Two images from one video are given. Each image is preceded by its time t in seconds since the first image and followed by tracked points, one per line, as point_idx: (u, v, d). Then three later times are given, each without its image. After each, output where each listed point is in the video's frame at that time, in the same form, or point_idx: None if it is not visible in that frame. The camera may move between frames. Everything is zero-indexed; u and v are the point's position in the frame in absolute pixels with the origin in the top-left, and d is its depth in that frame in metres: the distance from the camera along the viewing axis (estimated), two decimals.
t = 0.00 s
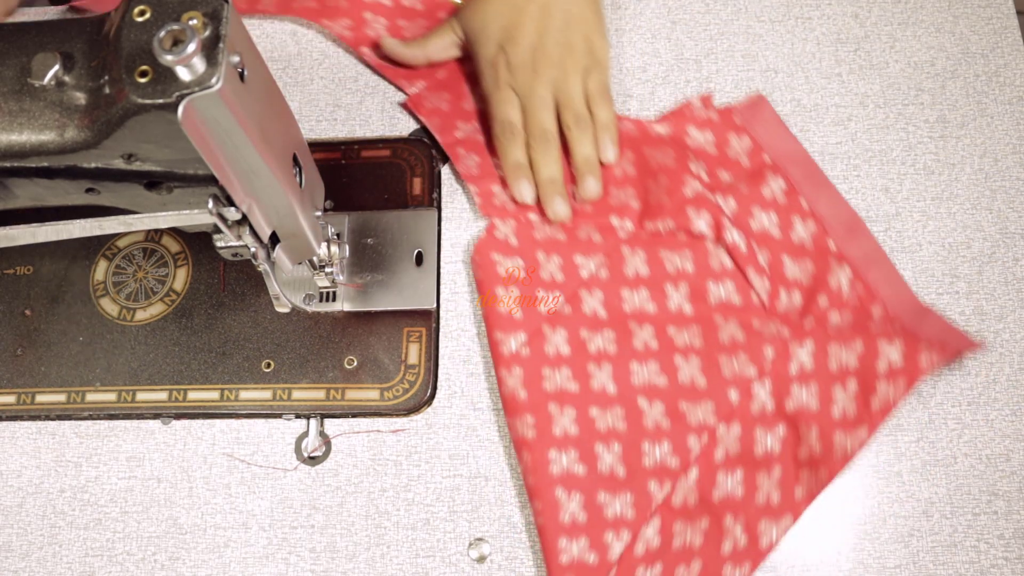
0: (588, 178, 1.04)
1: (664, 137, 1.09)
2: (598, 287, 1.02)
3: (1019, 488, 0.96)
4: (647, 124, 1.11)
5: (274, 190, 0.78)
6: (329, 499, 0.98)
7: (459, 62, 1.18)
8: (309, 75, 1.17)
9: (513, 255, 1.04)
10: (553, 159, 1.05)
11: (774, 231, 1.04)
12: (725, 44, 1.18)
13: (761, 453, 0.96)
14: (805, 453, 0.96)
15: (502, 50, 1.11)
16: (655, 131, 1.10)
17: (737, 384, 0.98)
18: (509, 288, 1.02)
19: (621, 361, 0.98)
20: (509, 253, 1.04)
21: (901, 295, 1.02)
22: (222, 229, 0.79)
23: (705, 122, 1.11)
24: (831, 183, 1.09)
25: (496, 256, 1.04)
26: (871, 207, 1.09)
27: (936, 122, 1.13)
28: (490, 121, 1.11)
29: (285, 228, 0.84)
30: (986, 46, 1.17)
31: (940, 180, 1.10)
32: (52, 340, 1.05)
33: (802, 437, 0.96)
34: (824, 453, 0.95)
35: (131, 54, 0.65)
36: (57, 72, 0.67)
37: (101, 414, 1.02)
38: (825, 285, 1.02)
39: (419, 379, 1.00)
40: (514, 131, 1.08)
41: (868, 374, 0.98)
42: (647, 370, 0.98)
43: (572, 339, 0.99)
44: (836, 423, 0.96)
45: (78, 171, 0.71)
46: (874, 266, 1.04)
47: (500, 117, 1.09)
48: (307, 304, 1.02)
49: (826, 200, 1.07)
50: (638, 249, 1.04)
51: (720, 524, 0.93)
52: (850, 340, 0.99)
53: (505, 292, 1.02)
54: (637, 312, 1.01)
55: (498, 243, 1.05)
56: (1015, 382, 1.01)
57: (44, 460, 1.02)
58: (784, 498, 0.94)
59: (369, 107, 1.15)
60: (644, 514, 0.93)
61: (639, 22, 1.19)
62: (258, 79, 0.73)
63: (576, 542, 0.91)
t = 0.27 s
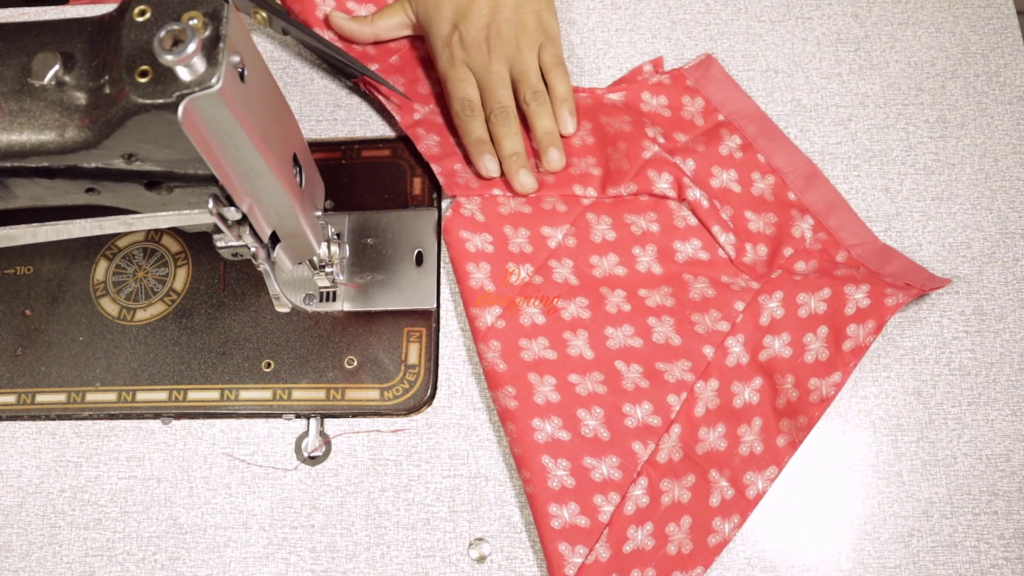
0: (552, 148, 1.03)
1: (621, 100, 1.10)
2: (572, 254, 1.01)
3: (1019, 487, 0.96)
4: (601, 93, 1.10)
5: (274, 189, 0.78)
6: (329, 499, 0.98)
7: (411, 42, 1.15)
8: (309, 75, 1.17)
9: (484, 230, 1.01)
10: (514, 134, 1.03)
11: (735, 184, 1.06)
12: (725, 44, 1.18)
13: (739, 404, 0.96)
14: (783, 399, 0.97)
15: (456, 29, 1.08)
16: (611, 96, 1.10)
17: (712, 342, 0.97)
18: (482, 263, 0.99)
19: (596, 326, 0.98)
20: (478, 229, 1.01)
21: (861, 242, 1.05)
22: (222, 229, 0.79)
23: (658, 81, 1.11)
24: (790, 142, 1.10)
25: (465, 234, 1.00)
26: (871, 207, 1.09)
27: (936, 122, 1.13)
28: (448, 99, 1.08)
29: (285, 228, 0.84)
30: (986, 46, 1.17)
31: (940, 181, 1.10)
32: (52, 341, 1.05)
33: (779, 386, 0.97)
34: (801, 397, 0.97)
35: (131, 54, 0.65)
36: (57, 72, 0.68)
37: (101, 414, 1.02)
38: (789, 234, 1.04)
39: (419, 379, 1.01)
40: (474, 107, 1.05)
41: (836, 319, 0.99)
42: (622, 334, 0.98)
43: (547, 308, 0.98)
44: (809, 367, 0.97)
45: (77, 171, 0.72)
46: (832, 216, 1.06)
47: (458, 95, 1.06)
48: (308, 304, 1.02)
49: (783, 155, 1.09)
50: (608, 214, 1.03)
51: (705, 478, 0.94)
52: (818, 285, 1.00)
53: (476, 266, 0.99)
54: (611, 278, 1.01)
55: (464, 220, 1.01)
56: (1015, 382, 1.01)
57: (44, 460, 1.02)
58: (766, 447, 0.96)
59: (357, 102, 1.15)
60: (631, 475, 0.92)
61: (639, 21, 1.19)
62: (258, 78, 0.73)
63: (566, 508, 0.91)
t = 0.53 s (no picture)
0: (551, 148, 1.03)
1: (620, 100, 1.10)
2: (572, 254, 1.01)
3: (1019, 488, 0.96)
4: (601, 92, 1.11)
5: (274, 189, 0.77)
6: (329, 499, 0.98)
7: (409, 42, 1.15)
8: (309, 75, 1.17)
9: (483, 231, 1.01)
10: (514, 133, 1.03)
11: (735, 183, 1.06)
12: (725, 44, 1.18)
13: (739, 404, 0.96)
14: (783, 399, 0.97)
15: (455, 29, 1.08)
16: (610, 96, 1.10)
17: (712, 341, 0.97)
18: (481, 262, 0.99)
19: (596, 326, 0.98)
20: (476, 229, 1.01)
21: (861, 242, 1.05)
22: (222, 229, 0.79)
23: (658, 82, 1.11)
24: (790, 141, 1.10)
25: (463, 234, 1.00)
26: (871, 207, 1.09)
27: (936, 122, 1.13)
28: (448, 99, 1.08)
29: (285, 228, 0.84)
30: (986, 46, 1.17)
31: (940, 181, 1.10)
32: (52, 340, 1.05)
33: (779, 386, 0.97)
34: (801, 397, 0.96)
35: (131, 54, 0.65)
36: (57, 72, 0.67)
37: (101, 414, 1.02)
38: (788, 234, 1.04)
39: (419, 379, 1.01)
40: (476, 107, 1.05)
41: (836, 319, 0.98)
42: (622, 333, 0.98)
43: (547, 308, 0.98)
44: (809, 367, 0.97)
45: (77, 171, 0.71)
46: (832, 215, 1.06)
47: (457, 95, 1.05)
48: (308, 304, 1.02)
49: (783, 155, 1.09)
50: (608, 214, 1.03)
51: (705, 477, 0.94)
52: (818, 284, 0.99)
53: (475, 266, 0.99)
54: (610, 277, 1.01)
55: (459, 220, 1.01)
56: (1015, 382, 1.01)
57: (44, 460, 1.02)
58: (766, 446, 0.95)
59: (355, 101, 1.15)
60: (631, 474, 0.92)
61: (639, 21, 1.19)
62: (258, 79, 0.73)
63: (565, 506, 0.91)
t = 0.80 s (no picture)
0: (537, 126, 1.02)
1: (602, 81, 1.10)
2: (559, 232, 1.00)
3: (1019, 488, 0.96)
4: (582, 74, 1.11)
5: (274, 188, 0.77)
6: (329, 499, 0.98)
7: (393, 28, 1.15)
8: (310, 75, 1.17)
9: (468, 211, 1.00)
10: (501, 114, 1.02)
11: (718, 160, 1.06)
12: (725, 44, 1.18)
13: (725, 378, 0.96)
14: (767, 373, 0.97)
15: (440, 12, 1.08)
16: (592, 76, 1.10)
17: (697, 317, 0.98)
18: (468, 242, 0.98)
19: (583, 303, 0.98)
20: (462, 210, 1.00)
21: (843, 216, 1.06)
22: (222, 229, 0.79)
23: (639, 62, 1.12)
24: (770, 119, 1.11)
25: (451, 215, 0.99)
26: (871, 207, 1.09)
27: (936, 122, 1.13)
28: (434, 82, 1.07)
29: (285, 227, 0.84)
30: (986, 46, 1.17)
31: (940, 181, 1.10)
32: (52, 340, 1.05)
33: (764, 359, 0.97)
34: (787, 370, 0.97)
35: (131, 53, 0.65)
36: (57, 72, 0.68)
37: (101, 414, 1.02)
38: (771, 210, 1.04)
39: (419, 379, 1.01)
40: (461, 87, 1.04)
41: (819, 293, 0.99)
42: (608, 311, 0.98)
43: (533, 286, 0.98)
44: (793, 340, 0.98)
45: (77, 171, 0.71)
46: (815, 190, 1.06)
47: (444, 76, 1.05)
48: (308, 304, 1.02)
49: (763, 131, 1.09)
50: (593, 193, 1.03)
51: (692, 451, 0.94)
52: (801, 259, 1.00)
53: (461, 246, 0.97)
54: (597, 255, 1.00)
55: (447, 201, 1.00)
56: (1015, 382, 1.01)
57: (44, 460, 1.02)
58: (752, 420, 0.96)
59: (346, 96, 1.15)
60: (619, 449, 0.92)
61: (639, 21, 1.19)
62: (258, 78, 0.73)
63: (555, 483, 0.91)
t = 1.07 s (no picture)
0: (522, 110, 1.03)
1: (587, 67, 1.11)
2: (545, 216, 1.01)
3: (1019, 487, 0.96)
4: (568, 59, 1.12)
5: (274, 188, 0.78)
6: (329, 499, 0.98)
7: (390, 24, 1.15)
8: (310, 75, 1.17)
9: (454, 195, 0.99)
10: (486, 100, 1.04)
11: (701, 143, 1.07)
12: (725, 45, 1.18)
13: (712, 357, 0.97)
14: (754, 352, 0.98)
15: None
16: (577, 62, 1.11)
17: (683, 298, 0.98)
18: (455, 226, 0.98)
19: (569, 285, 0.98)
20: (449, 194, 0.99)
21: (827, 197, 1.06)
22: (222, 229, 0.79)
23: (622, 48, 1.12)
24: (753, 102, 1.11)
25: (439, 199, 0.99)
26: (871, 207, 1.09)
27: (936, 122, 1.13)
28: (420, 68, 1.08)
29: (285, 227, 0.84)
30: (986, 46, 1.17)
31: (940, 181, 1.10)
32: (52, 340, 1.05)
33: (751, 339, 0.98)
34: (772, 348, 0.98)
35: (131, 53, 0.65)
36: (57, 72, 0.68)
37: (101, 414, 1.02)
38: (754, 191, 1.05)
39: (419, 378, 1.01)
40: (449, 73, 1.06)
41: (803, 272, 1.00)
42: (594, 292, 0.98)
43: (519, 269, 0.98)
44: (778, 319, 0.99)
45: (78, 171, 0.71)
46: (797, 172, 1.07)
47: (430, 62, 1.06)
48: (308, 304, 1.02)
49: (745, 115, 1.10)
50: (578, 176, 1.03)
51: (680, 429, 0.95)
52: (785, 239, 1.01)
53: (448, 229, 0.97)
54: (583, 237, 1.01)
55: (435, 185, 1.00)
56: (1015, 382, 1.01)
57: (44, 460, 1.02)
58: (739, 398, 0.97)
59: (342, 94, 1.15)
60: (607, 429, 0.93)
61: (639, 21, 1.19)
62: (258, 78, 0.73)
63: (544, 463, 0.91)
